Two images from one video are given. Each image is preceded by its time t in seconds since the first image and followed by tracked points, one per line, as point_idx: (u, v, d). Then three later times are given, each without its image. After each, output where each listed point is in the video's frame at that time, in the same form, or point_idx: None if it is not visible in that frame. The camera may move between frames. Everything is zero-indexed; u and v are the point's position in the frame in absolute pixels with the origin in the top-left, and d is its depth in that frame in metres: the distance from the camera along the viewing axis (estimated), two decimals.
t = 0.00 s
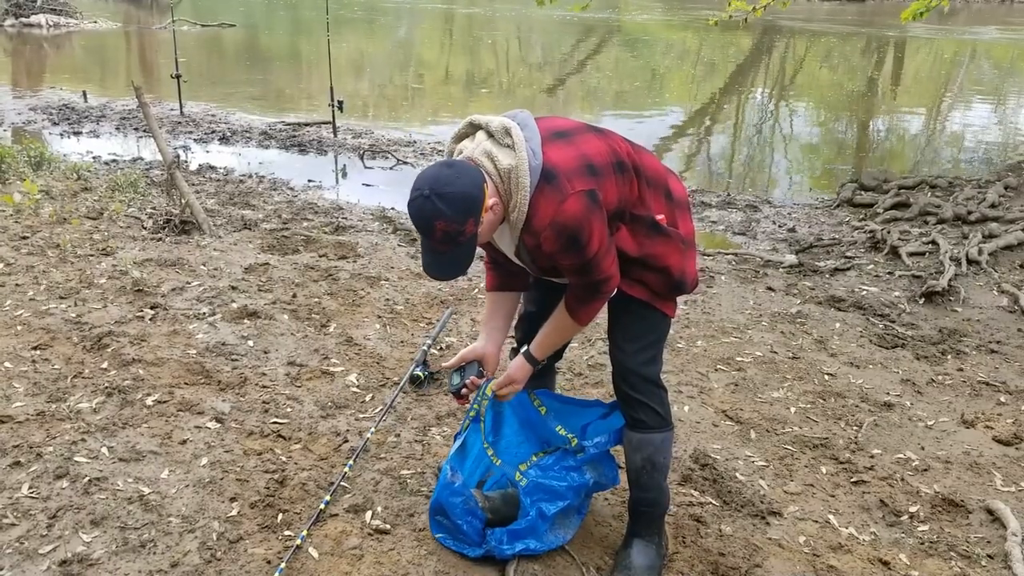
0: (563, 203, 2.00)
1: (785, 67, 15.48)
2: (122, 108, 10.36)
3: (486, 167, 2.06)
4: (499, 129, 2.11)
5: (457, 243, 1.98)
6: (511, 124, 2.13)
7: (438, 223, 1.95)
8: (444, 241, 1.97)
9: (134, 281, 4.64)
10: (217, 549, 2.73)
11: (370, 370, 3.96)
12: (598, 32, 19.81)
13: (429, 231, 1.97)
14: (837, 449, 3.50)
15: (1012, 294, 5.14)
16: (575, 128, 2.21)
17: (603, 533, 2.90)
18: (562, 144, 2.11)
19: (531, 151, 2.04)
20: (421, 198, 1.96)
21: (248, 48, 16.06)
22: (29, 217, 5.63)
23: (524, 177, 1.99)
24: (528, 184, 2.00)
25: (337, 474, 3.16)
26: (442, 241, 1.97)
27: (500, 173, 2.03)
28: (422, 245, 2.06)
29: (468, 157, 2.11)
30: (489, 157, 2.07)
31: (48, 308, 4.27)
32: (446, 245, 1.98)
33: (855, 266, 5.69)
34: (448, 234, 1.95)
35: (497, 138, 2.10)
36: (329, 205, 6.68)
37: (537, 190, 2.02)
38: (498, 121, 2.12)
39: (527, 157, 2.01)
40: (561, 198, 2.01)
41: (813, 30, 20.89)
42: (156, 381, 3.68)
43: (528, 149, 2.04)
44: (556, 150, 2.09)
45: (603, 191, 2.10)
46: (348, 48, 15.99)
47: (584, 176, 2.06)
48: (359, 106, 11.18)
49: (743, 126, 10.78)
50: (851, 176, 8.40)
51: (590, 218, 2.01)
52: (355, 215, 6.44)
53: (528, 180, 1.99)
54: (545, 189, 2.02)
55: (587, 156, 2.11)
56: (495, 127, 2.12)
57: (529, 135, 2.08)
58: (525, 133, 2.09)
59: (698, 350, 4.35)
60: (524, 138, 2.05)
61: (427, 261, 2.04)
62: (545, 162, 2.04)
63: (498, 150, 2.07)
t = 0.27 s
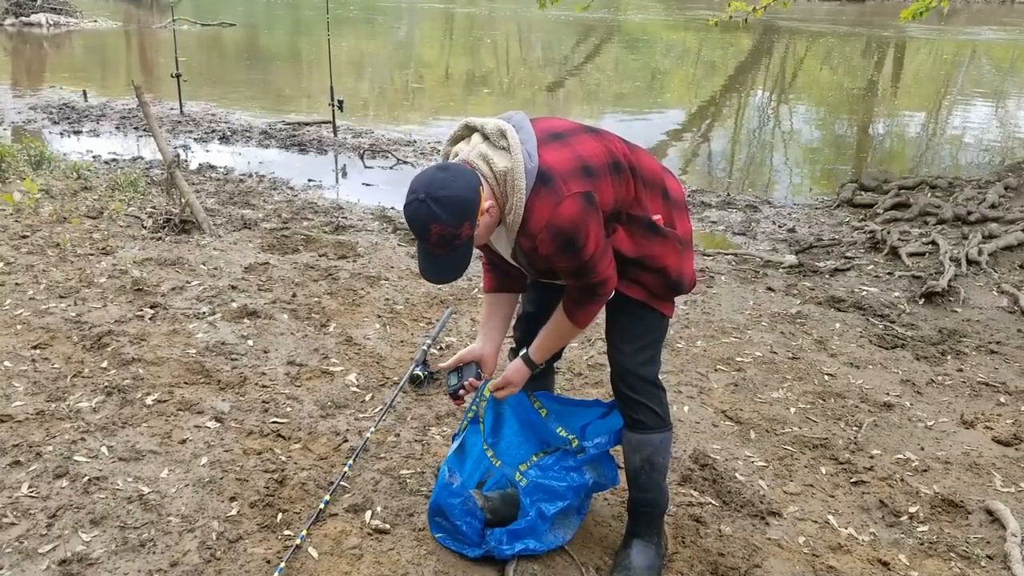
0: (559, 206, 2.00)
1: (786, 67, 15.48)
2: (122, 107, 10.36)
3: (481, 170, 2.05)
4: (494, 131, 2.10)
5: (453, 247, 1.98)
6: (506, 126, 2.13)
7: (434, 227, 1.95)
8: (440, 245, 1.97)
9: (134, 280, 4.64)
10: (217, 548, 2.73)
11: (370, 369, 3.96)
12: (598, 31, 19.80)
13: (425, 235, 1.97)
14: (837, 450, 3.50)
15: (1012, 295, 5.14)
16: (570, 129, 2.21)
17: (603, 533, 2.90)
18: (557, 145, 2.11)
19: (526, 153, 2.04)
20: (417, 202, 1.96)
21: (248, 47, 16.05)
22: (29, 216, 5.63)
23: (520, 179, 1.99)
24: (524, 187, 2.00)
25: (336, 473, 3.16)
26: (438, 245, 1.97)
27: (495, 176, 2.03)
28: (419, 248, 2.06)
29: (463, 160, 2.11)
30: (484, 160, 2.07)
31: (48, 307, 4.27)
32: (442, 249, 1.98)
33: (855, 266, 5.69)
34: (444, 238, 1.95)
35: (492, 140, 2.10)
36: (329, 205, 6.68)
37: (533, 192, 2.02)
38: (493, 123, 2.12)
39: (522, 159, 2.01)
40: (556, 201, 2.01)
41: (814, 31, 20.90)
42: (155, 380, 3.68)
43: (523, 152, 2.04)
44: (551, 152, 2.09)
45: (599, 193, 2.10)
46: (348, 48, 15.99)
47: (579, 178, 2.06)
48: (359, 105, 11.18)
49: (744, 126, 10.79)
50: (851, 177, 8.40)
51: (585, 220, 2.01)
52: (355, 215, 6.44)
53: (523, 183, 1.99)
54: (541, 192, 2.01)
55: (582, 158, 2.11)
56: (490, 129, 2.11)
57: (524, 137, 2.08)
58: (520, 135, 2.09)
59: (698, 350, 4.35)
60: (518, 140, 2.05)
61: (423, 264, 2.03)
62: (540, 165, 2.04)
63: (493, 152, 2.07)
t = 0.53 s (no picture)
0: (556, 204, 2.00)
1: (785, 68, 15.50)
2: (121, 106, 10.36)
3: (477, 168, 2.05)
4: (490, 129, 2.10)
5: (450, 245, 1.97)
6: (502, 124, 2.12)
7: (430, 225, 1.94)
8: (437, 243, 1.96)
9: (132, 279, 4.63)
10: (215, 548, 2.73)
11: (369, 369, 3.96)
12: (597, 32, 19.82)
13: (422, 233, 1.96)
14: (835, 450, 3.50)
15: (1010, 295, 5.15)
16: (566, 128, 2.20)
17: (602, 533, 2.90)
18: (553, 144, 2.11)
19: (523, 152, 2.04)
20: (413, 200, 1.95)
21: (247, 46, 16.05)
22: (27, 215, 5.62)
23: (517, 178, 1.98)
24: (521, 185, 2.00)
25: (335, 473, 3.16)
26: (435, 243, 1.96)
27: (491, 175, 2.02)
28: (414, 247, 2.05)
29: (459, 158, 2.10)
30: (480, 157, 2.06)
31: (46, 307, 4.27)
32: (439, 247, 1.97)
33: (853, 266, 5.69)
34: (441, 236, 1.94)
35: (489, 138, 2.09)
36: (328, 205, 6.68)
37: (530, 191, 2.01)
38: (489, 121, 2.11)
39: (519, 158, 2.00)
40: (553, 199, 2.01)
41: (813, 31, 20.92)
42: (154, 380, 3.67)
43: (520, 150, 2.03)
44: (547, 151, 2.09)
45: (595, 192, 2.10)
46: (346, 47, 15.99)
47: (575, 177, 2.06)
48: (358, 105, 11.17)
49: (742, 126, 10.79)
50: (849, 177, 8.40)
51: (582, 219, 2.01)
52: (354, 215, 6.44)
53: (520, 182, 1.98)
54: (538, 190, 2.01)
55: (578, 157, 2.11)
56: (486, 127, 2.10)
57: (520, 136, 2.08)
58: (516, 133, 2.09)
59: (697, 351, 4.35)
60: (515, 139, 2.04)
61: (419, 263, 2.03)
62: (537, 163, 2.04)
63: (490, 150, 2.06)
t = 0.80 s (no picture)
0: (560, 203, 2.01)
1: (785, 68, 15.50)
2: (122, 106, 10.35)
3: (481, 165, 2.05)
4: (494, 126, 2.10)
5: (454, 242, 1.98)
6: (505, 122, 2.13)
7: (434, 222, 1.94)
8: (441, 240, 1.97)
9: (133, 279, 4.63)
10: (215, 547, 2.73)
11: (369, 369, 3.96)
12: (597, 32, 19.81)
13: (426, 231, 1.96)
14: (835, 451, 3.50)
15: (1010, 297, 5.14)
16: (567, 126, 2.21)
17: (602, 533, 2.90)
18: (556, 142, 2.11)
19: (527, 150, 2.04)
20: (416, 197, 1.95)
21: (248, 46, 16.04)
22: (28, 215, 5.62)
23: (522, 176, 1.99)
24: (525, 184, 2.00)
25: (335, 473, 3.16)
26: (439, 240, 1.97)
27: (496, 172, 2.03)
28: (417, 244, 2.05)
29: (462, 155, 2.10)
30: (484, 155, 2.06)
31: (46, 306, 4.27)
32: (443, 244, 1.98)
33: (853, 268, 5.69)
34: (445, 232, 1.94)
35: (492, 136, 2.09)
36: (328, 204, 6.68)
37: (534, 189, 2.02)
38: (493, 119, 2.11)
39: (523, 156, 2.01)
40: (557, 198, 2.01)
41: (813, 32, 20.91)
42: (154, 379, 3.67)
43: (524, 149, 2.04)
44: (550, 149, 2.09)
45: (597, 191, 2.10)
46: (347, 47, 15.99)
47: (578, 176, 2.07)
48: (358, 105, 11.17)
49: (742, 127, 10.79)
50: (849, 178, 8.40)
51: (586, 218, 2.02)
52: (354, 215, 6.44)
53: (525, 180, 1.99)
54: (541, 189, 2.02)
55: (581, 155, 2.11)
56: (490, 125, 2.11)
57: (524, 134, 2.08)
58: (520, 131, 2.09)
59: (697, 351, 4.35)
60: (519, 137, 2.05)
61: (421, 260, 2.03)
62: (541, 161, 2.04)
63: (493, 148, 2.06)
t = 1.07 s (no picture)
0: (566, 186, 2.01)
1: (784, 69, 15.52)
2: (121, 105, 10.35)
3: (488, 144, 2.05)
4: (502, 109, 2.11)
5: (455, 217, 1.97)
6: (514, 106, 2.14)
7: (437, 194, 1.93)
8: (443, 213, 1.96)
9: (132, 279, 4.63)
10: (214, 547, 2.73)
11: (368, 368, 3.96)
12: (597, 32, 19.82)
13: (428, 203, 1.96)
14: (834, 451, 3.50)
15: (1009, 297, 5.15)
16: (574, 116, 2.22)
17: (601, 533, 2.90)
18: (563, 129, 2.12)
19: (535, 133, 2.05)
20: (421, 168, 1.95)
21: (247, 45, 16.04)
22: (27, 214, 5.61)
23: (529, 156, 1.99)
24: (532, 164, 2.00)
25: (335, 473, 3.16)
26: (441, 213, 1.96)
27: (503, 152, 2.03)
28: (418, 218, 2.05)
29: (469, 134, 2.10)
30: (491, 135, 2.07)
31: (46, 306, 4.26)
32: (445, 218, 1.97)
33: (852, 268, 5.70)
34: (447, 206, 1.94)
35: (500, 118, 2.10)
36: (327, 204, 6.67)
37: (541, 171, 2.02)
38: (502, 101, 2.12)
39: (531, 137, 2.01)
40: (563, 181, 2.01)
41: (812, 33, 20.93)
42: (153, 379, 3.67)
43: (532, 131, 2.04)
44: (558, 134, 2.09)
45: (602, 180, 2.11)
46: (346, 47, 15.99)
47: (585, 162, 2.07)
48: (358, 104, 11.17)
49: (742, 127, 10.80)
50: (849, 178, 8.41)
51: (591, 203, 2.02)
52: (353, 215, 6.43)
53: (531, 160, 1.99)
54: (548, 171, 2.02)
55: (587, 143, 2.12)
56: (498, 107, 2.12)
57: (532, 117, 2.09)
58: (528, 115, 2.10)
59: (696, 351, 4.35)
60: (528, 119, 2.06)
61: (423, 234, 2.02)
62: (548, 145, 2.05)
63: (501, 129, 2.07)
